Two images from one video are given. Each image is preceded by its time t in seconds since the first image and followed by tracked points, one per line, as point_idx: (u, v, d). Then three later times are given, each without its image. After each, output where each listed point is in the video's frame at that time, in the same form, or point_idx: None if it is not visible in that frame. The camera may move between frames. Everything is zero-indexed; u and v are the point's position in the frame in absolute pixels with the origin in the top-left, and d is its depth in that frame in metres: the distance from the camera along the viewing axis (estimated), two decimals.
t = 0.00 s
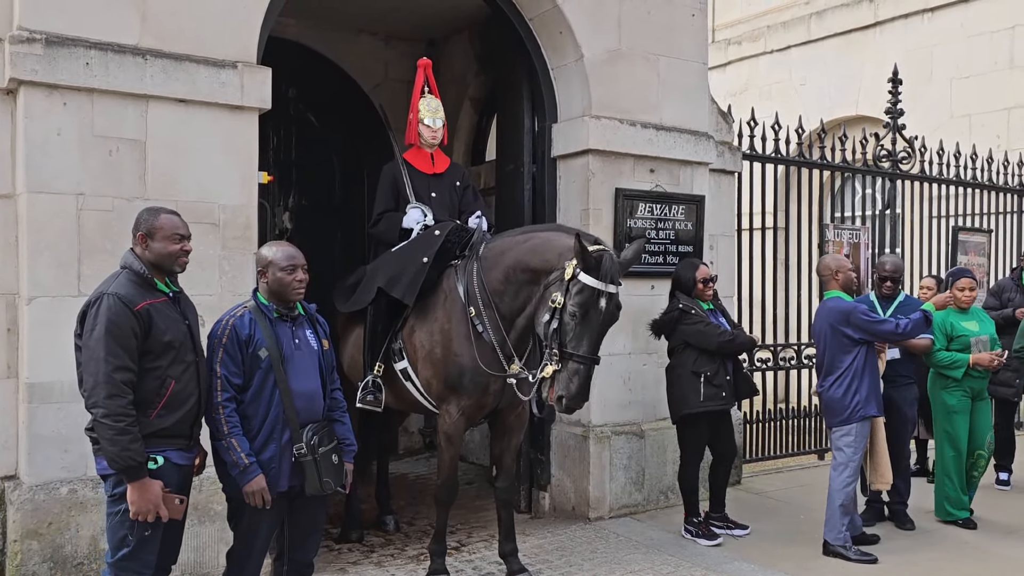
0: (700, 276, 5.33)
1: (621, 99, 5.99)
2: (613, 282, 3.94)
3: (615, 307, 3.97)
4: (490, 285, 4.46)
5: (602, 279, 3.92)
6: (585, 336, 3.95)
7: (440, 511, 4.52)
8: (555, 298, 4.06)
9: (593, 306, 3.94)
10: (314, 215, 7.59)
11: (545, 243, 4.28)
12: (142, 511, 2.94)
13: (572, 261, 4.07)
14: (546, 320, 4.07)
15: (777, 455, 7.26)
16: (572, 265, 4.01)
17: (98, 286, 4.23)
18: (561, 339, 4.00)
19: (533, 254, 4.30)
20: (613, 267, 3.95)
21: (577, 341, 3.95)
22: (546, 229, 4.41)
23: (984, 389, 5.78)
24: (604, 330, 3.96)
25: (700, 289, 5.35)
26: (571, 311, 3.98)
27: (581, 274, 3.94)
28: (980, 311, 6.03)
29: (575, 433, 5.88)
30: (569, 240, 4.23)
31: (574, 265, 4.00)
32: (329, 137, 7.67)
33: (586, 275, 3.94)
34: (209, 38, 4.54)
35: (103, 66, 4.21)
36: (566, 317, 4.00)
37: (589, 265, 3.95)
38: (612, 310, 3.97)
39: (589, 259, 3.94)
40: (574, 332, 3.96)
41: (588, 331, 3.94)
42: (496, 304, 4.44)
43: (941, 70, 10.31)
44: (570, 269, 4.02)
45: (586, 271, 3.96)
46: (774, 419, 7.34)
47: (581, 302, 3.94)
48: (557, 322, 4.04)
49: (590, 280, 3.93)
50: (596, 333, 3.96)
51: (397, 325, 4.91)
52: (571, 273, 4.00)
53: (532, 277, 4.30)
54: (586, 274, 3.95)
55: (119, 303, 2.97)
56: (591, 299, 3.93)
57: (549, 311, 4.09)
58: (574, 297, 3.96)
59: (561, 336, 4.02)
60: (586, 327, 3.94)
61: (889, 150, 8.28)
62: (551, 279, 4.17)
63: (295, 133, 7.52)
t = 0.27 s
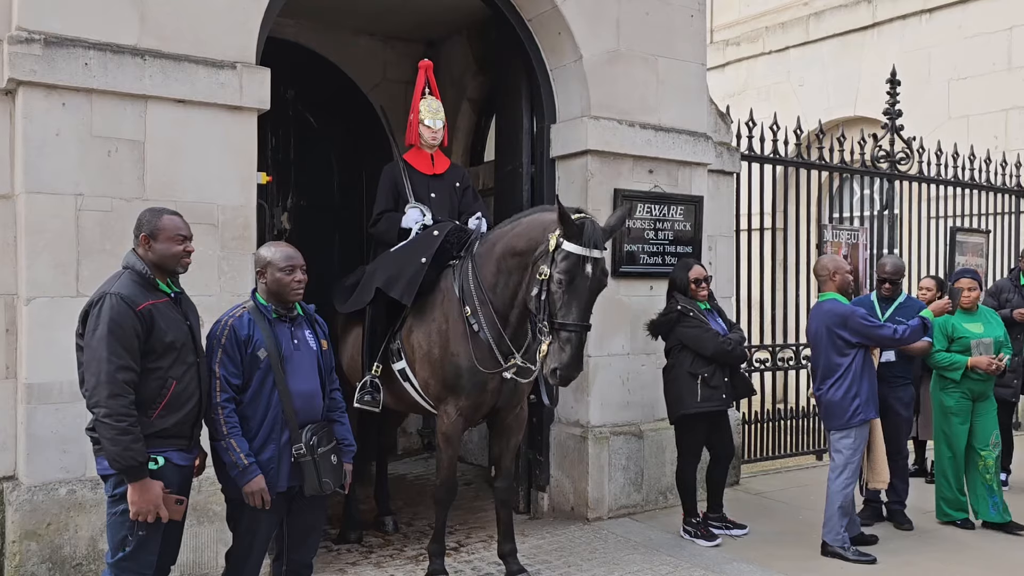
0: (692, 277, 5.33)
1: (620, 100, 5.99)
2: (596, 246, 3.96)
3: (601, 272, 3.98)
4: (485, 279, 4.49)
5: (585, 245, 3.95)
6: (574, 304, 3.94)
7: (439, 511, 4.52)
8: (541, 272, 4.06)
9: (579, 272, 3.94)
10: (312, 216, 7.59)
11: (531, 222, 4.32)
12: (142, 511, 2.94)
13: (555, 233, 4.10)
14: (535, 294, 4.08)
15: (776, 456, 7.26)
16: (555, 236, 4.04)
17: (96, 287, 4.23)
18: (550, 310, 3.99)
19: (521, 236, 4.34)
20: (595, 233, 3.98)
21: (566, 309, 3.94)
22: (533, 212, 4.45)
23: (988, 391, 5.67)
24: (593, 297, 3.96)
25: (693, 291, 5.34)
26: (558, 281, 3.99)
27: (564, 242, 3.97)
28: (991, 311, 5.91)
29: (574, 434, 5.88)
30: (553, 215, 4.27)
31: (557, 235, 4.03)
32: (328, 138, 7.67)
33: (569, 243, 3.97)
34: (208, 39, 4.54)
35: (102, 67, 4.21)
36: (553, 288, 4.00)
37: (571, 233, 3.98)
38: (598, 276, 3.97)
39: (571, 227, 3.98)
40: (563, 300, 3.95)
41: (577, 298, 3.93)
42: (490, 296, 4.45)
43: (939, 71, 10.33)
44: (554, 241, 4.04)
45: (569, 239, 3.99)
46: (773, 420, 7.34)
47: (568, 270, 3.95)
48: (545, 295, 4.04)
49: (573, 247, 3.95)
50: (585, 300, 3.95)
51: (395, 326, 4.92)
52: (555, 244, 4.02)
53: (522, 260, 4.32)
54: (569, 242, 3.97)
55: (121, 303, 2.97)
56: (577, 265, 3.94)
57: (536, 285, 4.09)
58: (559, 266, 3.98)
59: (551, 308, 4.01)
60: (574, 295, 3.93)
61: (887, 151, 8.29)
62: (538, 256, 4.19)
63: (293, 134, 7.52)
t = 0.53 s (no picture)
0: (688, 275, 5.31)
1: (618, 100, 5.99)
2: (585, 215, 4.00)
3: (595, 240, 4.00)
4: (481, 276, 4.50)
5: (574, 215, 3.98)
6: (573, 276, 3.94)
7: (438, 512, 4.50)
8: (535, 250, 4.07)
9: (573, 243, 3.96)
10: (310, 216, 7.58)
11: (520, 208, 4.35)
12: (140, 512, 2.94)
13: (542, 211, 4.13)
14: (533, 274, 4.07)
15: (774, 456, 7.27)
16: (543, 213, 4.07)
17: (94, 287, 4.22)
18: (550, 285, 3.98)
19: (511, 225, 4.37)
20: (582, 205, 4.02)
21: (566, 281, 3.93)
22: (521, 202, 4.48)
23: (1000, 392, 5.56)
24: (590, 267, 3.96)
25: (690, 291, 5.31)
26: (553, 256, 4.00)
27: (553, 216, 4.00)
28: (1008, 314, 5.76)
29: (572, 434, 5.88)
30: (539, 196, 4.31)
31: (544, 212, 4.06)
32: (326, 138, 7.67)
33: (558, 216, 4.00)
34: (206, 39, 4.53)
35: (100, 67, 4.20)
36: (549, 263, 4.01)
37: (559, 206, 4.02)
38: (592, 245, 4.00)
39: (557, 200, 4.01)
40: (561, 273, 3.95)
41: (574, 268, 3.94)
42: (487, 291, 4.46)
43: (937, 72, 10.34)
44: (542, 217, 4.07)
45: (558, 212, 4.02)
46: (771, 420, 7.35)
47: (561, 242, 3.97)
48: (541, 272, 4.04)
49: (563, 219, 3.99)
50: (583, 270, 3.95)
51: (392, 326, 4.93)
52: (544, 220, 4.05)
53: (516, 249, 4.33)
54: (557, 215, 4.00)
55: (120, 303, 2.97)
56: (570, 236, 3.97)
57: (532, 265, 4.10)
58: (553, 239, 3.99)
59: (550, 284, 4.00)
60: (571, 266, 3.94)
61: (885, 152, 8.30)
62: (531, 237, 4.20)
63: (291, 134, 7.51)
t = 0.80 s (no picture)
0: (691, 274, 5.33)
1: (616, 101, 5.99)
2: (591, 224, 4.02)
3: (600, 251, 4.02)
4: (478, 277, 4.49)
5: (583, 224, 4.00)
6: (577, 283, 3.94)
7: (436, 512, 4.50)
8: (538, 255, 4.06)
9: (579, 250, 3.97)
10: (308, 216, 7.58)
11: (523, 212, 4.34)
12: (136, 513, 2.93)
13: (547, 216, 4.13)
14: (534, 279, 4.06)
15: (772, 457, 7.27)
16: (551, 218, 4.07)
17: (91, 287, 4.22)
18: (552, 292, 3.98)
19: (511, 228, 4.36)
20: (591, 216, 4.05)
21: (569, 289, 3.93)
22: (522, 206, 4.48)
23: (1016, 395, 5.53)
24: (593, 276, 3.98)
25: (693, 289, 5.34)
26: (557, 262, 3.99)
27: (562, 222, 4.00)
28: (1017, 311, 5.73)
29: (570, 434, 5.88)
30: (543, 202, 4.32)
31: (552, 217, 4.06)
32: (324, 138, 7.66)
33: (566, 223, 4.00)
34: (204, 39, 4.53)
35: (98, 67, 4.20)
36: (553, 269, 4.00)
37: (568, 214, 4.02)
38: (597, 253, 4.01)
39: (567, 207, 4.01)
40: (564, 279, 3.95)
41: (579, 277, 3.94)
42: (483, 293, 4.45)
43: (935, 72, 10.34)
44: (549, 222, 4.06)
45: (566, 220, 4.02)
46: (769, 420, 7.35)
47: (567, 249, 3.97)
48: (544, 277, 4.03)
49: (571, 227, 3.99)
50: (585, 279, 3.96)
51: (389, 327, 4.93)
52: (551, 226, 4.05)
53: (515, 252, 4.33)
54: (566, 222, 4.00)
55: (116, 303, 2.97)
56: (576, 244, 3.97)
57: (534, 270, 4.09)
58: (559, 246, 3.99)
59: (552, 290, 4.00)
60: (575, 274, 3.95)
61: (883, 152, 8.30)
62: (532, 242, 4.19)
63: (290, 134, 7.51)
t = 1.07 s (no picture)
0: (693, 274, 5.34)
1: (615, 102, 6.00)
2: (582, 227, 4.01)
3: (591, 254, 4.01)
4: (474, 279, 4.49)
5: (572, 228, 3.99)
6: (569, 287, 3.94)
7: (434, 513, 4.50)
8: (530, 260, 4.05)
9: (571, 255, 3.96)
10: (307, 217, 7.58)
11: (516, 215, 4.34)
12: (132, 514, 2.93)
13: (539, 221, 4.12)
14: (527, 283, 4.05)
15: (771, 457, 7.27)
16: (541, 223, 4.06)
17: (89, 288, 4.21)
18: (544, 297, 3.97)
19: (506, 231, 4.35)
20: (580, 217, 4.04)
21: (560, 294, 3.93)
22: (517, 207, 4.47)
23: None
24: (585, 280, 3.97)
25: (694, 289, 5.35)
26: (549, 266, 3.98)
27: (551, 228, 3.99)
28: None
29: (569, 435, 5.88)
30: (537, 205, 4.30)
31: (542, 222, 4.05)
32: (322, 139, 7.67)
33: (556, 227, 4.00)
34: (202, 40, 4.53)
35: (96, 68, 4.19)
36: (545, 273, 3.99)
37: (557, 219, 4.02)
38: (589, 256, 4.01)
39: (556, 212, 4.01)
40: (557, 285, 3.94)
41: (571, 281, 3.93)
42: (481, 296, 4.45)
43: (933, 73, 10.35)
44: (540, 228, 4.05)
45: (556, 224, 4.01)
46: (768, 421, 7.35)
47: (558, 253, 3.96)
48: (536, 282, 4.02)
49: (560, 232, 3.98)
50: (578, 283, 3.96)
51: (387, 327, 4.92)
52: (541, 231, 4.04)
53: (510, 255, 4.32)
54: (555, 227, 4.00)
55: (112, 304, 2.96)
56: (567, 248, 3.96)
57: (527, 274, 4.08)
58: (550, 250, 3.98)
59: (544, 294, 3.99)
60: (566, 278, 3.94)
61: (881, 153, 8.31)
62: (526, 245, 4.19)
63: (288, 135, 7.51)
